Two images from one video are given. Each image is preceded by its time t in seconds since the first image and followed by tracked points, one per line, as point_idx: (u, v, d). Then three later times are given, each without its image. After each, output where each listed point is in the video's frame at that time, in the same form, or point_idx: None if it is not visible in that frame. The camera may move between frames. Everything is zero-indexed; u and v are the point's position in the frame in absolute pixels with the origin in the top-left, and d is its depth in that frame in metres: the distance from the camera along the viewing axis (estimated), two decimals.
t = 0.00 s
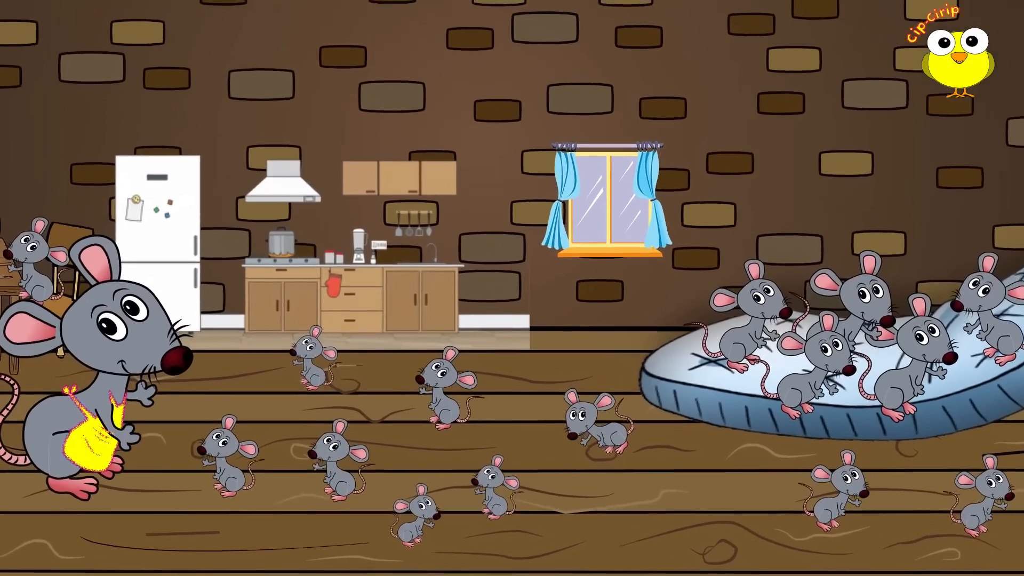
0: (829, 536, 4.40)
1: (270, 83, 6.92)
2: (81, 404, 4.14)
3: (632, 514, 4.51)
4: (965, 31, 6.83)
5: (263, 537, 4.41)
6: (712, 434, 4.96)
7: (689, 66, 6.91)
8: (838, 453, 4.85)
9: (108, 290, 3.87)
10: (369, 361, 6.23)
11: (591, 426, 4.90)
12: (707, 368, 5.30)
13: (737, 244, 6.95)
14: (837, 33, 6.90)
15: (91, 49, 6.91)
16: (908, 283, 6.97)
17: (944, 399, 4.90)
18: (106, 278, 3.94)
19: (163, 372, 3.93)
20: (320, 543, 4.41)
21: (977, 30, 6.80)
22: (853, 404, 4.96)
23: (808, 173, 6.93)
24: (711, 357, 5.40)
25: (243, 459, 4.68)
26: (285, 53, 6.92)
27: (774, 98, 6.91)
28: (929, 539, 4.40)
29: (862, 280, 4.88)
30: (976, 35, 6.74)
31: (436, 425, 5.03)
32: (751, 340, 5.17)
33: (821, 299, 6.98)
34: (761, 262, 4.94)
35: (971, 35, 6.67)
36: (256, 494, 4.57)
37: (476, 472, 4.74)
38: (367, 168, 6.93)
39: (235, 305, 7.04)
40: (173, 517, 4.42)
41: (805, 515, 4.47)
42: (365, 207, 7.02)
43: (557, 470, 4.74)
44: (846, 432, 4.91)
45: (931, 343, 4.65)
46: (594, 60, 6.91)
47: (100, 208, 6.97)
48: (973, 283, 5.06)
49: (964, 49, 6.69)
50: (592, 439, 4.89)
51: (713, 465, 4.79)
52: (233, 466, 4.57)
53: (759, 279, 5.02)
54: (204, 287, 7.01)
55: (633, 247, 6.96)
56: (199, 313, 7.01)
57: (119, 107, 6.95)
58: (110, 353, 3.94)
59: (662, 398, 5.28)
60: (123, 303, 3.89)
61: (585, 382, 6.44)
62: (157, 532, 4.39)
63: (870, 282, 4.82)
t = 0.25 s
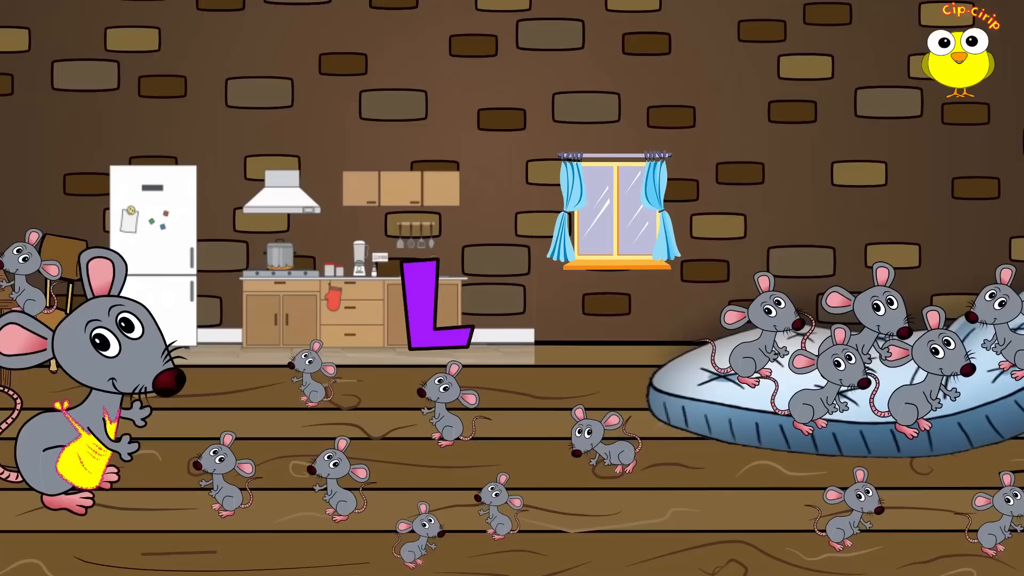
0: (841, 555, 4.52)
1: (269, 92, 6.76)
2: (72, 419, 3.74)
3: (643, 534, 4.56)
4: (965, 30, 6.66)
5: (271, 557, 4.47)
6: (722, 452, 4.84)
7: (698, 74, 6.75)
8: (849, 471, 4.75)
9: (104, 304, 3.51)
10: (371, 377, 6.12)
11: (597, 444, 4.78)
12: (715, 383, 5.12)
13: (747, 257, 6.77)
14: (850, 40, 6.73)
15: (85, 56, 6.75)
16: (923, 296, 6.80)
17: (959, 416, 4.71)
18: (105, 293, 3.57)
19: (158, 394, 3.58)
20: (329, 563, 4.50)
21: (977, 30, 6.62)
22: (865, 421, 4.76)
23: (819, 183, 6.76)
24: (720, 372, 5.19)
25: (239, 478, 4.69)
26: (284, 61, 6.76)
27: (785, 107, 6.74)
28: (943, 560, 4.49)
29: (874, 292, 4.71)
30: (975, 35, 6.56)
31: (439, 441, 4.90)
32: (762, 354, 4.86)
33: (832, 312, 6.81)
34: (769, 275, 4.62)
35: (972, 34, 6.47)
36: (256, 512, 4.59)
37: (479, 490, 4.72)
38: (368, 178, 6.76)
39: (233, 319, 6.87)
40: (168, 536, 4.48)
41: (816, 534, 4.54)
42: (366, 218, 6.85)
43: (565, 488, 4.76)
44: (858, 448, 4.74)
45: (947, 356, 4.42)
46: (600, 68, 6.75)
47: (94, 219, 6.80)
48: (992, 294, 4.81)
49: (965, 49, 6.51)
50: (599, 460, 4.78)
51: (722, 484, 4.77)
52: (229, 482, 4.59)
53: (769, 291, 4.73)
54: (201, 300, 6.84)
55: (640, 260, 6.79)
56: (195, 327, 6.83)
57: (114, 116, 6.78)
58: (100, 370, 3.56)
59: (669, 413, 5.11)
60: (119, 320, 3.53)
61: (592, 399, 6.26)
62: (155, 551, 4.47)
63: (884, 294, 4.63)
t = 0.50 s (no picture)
0: None
1: (268, 101, 6.60)
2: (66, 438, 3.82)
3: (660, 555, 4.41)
4: (966, 30, 6.51)
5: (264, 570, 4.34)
6: (731, 470, 4.73)
7: (707, 82, 6.60)
8: (863, 488, 4.64)
9: (96, 316, 3.46)
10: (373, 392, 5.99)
11: (605, 464, 4.71)
12: (725, 400, 5.03)
13: (757, 269, 6.61)
14: (862, 47, 6.59)
15: (79, 64, 6.59)
16: (937, 310, 6.64)
17: (976, 432, 4.62)
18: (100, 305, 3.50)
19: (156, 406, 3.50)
20: None
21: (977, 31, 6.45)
22: (878, 438, 4.67)
23: (831, 194, 6.60)
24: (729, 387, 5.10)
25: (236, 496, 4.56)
26: (283, 69, 6.61)
27: (796, 116, 6.59)
28: None
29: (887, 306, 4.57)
30: (976, 34, 6.41)
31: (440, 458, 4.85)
32: (772, 369, 4.80)
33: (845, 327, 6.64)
34: (783, 290, 4.48)
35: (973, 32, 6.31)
36: (254, 530, 4.47)
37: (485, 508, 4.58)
38: (369, 189, 6.60)
39: (231, 334, 6.70)
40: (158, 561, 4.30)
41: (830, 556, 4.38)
42: (366, 230, 6.68)
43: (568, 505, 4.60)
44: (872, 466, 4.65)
45: (963, 371, 4.37)
46: (607, 76, 6.60)
47: (88, 231, 6.63)
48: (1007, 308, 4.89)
49: (965, 48, 6.35)
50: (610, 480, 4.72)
51: (732, 502, 4.61)
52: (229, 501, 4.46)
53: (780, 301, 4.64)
54: (198, 314, 6.66)
55: (648, 273, 6.61)
56: (192, 342, 6.65)
57: (108, 125, 6.62)
58: (98, 383, 3.50)
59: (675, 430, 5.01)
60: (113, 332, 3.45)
61: (599, 416, 6.09)
62: None
63: (899, 307, 4.39)
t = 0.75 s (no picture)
0: None
1: (267, 110, 6.45)
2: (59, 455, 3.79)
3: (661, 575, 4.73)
4: (965, 30, 6.39)
5: (276, 565, 4.77)
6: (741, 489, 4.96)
7: (717, 91, 6.45)
8: (876, 507, 4.84)
9: (89, 330, 3.42)
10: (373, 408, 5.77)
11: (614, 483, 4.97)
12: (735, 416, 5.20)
13: (768, 283, 6.46)
14: (876, 55, 6.44)
15: (73, 73, 6.43)
16: (953, 325, 6.48)
17: (991, 450, 4.82)
18: (89, 319, 3.47)
19: (156, 416, 3.50)
20: None
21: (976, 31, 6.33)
22: (892, 455, 4.84)
23: (844, 205, 6.45)
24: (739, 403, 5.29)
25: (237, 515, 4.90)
26: (283, 78, 6.46)
27: (808, 126, 6.44)
28: None
29: (902, 320, 4.63)
30: (975, 34, 6.30)
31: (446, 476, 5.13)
32: (783, 385, 5.00)
33: (858, 342, 6.48)
34: (792, 303, 4.61)
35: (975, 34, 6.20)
36: (252, 551, 4.80)
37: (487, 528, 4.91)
38: (371, 201, 6.45)
39: (229, 349, 6.54)
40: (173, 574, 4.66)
41: None
42: (368, 242, 6.52)
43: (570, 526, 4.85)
44: (886, 484, 4.82)
45: (978, 390, 4.44)
46: (614, 85, 6.45)
47: (83, 243, 6.47)
48: None
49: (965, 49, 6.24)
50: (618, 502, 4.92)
51: (742, 520, 4.86)
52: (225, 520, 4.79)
53: (792, 320, 4.75)
54: (195, 328, 6.50)
55: (656, 286, 6.43)
56: (189, 355, 6.49)
57: (103, 135, 6.46)
58: (95, 397, 3.48)
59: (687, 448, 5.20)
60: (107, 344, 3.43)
61: (607, 433, 5.93)
62: None
63: (911, 324, 4.50)
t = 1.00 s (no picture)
0: None
1: (265, 120, 6.30)
2: (55, 473, 3.65)
3: None
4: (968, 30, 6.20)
5: None
6: (752, 508, 5.04)
7: (727, 101, 6.30)
8: (889, 527, 4.93)
9: (84, 345, 3.28)
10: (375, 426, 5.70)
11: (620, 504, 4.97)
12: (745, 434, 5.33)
13: (779, 297, 6.31)
14: (889, 64, 6.29)
15: (68, 82, 6.29)
16: (968, 340, 6.33)
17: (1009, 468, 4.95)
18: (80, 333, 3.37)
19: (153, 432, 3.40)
20: None
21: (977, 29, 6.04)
22: (906, 473, 4.96)
23: (857, 218, 6.30)
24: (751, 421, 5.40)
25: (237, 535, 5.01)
26: (282, 87, 6.30)
27: (820, 136, 6.30)
28: None
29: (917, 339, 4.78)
30: (977, 33, 5.99)
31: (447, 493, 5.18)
32: (794, 402, 5.04)
33: (872, 358, 6.32)
34: (801, 317, 4.79)
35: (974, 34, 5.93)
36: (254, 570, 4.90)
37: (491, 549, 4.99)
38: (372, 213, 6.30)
39: (227, 365, 6.38)
40: None
41: None
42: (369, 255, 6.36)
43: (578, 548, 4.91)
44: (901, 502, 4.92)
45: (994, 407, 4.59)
46: (622, 94, 6.30)
47: (78, 257, 6.32)
48: None
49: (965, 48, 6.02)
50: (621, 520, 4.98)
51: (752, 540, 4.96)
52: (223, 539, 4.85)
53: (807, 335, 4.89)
54: (192, 344, 6.35)
55: (664, 301, 6.30)
56: (186, 371, 6.34)
57: (98, 146, 6.31)
58: (91, 413, 3.40)
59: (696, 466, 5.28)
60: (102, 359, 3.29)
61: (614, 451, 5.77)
62: None
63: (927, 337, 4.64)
